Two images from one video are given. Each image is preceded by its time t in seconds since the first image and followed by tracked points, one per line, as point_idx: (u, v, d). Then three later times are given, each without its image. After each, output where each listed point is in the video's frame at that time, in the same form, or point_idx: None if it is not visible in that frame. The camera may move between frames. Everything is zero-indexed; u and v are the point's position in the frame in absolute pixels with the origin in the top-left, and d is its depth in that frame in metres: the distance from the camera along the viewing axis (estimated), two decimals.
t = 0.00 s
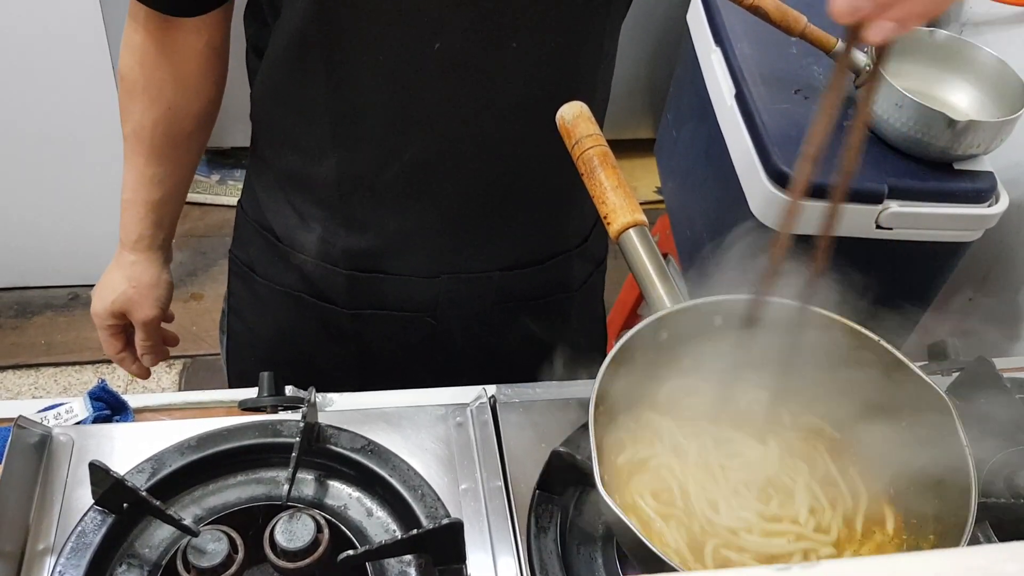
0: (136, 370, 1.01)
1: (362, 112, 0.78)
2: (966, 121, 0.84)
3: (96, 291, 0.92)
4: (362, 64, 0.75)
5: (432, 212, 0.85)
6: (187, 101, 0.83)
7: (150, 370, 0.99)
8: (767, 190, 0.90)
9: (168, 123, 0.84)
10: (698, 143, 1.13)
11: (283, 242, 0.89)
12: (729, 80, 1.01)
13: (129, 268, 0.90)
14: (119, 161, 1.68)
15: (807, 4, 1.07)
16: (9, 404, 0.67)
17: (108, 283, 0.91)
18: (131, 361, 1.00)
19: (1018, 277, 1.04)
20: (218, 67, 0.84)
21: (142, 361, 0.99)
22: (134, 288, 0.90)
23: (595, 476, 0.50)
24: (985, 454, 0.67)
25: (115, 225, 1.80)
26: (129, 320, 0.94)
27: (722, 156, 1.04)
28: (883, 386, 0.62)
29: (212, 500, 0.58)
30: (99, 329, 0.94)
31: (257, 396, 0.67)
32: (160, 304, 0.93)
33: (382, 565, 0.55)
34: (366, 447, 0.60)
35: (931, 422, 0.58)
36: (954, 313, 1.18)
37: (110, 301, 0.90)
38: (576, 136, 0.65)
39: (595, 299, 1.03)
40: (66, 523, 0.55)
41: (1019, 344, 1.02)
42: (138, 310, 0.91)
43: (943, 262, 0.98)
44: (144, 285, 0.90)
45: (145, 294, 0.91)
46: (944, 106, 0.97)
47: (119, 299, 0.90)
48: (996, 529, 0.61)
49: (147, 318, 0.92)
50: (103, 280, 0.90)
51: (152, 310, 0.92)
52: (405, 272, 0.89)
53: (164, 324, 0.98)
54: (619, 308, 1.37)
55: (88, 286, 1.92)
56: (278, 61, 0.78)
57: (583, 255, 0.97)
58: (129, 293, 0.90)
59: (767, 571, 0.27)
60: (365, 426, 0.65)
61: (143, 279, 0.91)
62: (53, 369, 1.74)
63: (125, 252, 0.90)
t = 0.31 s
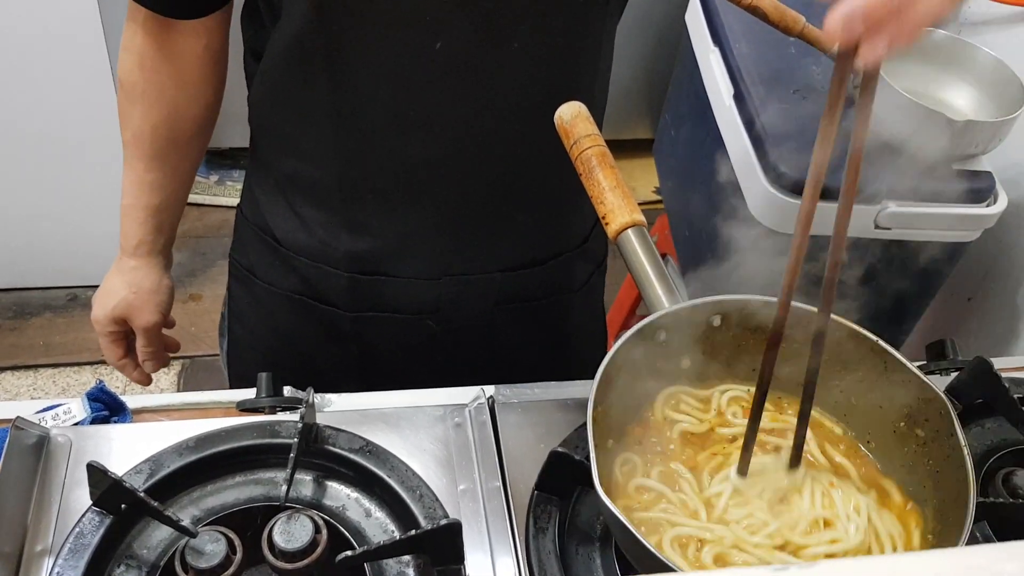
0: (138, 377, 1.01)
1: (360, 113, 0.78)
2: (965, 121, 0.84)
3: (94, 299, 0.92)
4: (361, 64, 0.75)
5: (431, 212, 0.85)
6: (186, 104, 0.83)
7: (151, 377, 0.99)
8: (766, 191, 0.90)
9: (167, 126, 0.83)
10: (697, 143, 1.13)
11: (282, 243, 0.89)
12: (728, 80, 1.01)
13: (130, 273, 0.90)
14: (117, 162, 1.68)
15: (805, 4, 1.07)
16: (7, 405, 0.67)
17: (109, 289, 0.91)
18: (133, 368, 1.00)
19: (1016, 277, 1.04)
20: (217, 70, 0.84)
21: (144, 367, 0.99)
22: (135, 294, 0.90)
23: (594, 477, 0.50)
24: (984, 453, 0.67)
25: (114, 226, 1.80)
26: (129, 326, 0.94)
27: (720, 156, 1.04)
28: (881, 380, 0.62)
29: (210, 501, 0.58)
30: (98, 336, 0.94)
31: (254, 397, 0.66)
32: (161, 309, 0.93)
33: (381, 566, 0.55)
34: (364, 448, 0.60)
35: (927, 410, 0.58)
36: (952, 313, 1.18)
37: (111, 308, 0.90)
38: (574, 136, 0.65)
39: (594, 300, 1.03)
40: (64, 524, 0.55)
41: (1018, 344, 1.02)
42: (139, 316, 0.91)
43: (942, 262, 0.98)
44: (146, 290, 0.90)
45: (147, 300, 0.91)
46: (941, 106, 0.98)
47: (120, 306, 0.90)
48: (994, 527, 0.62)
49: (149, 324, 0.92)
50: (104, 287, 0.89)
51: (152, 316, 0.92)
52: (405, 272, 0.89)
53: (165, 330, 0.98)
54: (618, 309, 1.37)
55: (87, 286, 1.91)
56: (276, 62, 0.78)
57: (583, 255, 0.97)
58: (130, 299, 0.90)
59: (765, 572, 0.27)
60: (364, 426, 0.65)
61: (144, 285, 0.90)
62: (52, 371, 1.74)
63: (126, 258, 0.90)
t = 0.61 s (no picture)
0: (131, 367, 1.02)
1: (357, 112, 0.78)
2: (962, 120, 0.85)
3: (88, 292, 0.92)
4: (358, 63, 0.75)
5: (429, 211, 0.85)
6: (179, 101, 0.83)
7: (144, 367, 1.00)
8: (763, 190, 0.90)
9: (158, 122, 0.83)
10: (695, 142, 1.13)
11: (280, 241, 0.89)
12: (725, 79, 1.02)
13: (122, 267, 0.90)
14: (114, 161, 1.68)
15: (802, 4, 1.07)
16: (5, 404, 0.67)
17: (101, 282, 0.91)
18: (126, 359, 1.00)
19: (1013, 276, 1.04)
20: (211, 67, 0.84)
21: (136, 358, 1.00)
22: (127, 287, 0.90)
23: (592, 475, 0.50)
24: (981, 451, 0.67)
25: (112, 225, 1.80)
26: (123, 318, 0.94)
27: (718, 155, 1.04)
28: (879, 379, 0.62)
29: (208, 500, 0.58)
30: (92, 329, 0.94)
31: (253, 396, 0.66)
32: (153, 303, 0.93)
33: (379, 564, 0.55)
34: (362, 447, 0.60)
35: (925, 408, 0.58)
36: (949, 312, 1.18)
37: (103, 301, 0.91)
38: (572, 135, 0.65)
39: (591, 299, 1.03)
40: (62, 523, 0.55)
41: (1014, 342, 1.02)
42: (132, 308, 0.92)
43: (939, 261, 0.98)
44: (137, 284, 0.91)
45: (139, 292, 0.91)
46: (939, 105, 0.98)
47: (112, 298, 0.91)
48: (990, 526, 0.62)
49: (141, 317, 0.92)
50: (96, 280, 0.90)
51: (145, 309, 0.93)
52: (402, 271, 0.89)
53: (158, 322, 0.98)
54: (615, 308, 1.37)
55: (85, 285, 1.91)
56: (274, 61, 0.78)
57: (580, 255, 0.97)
58: (123, 292, 0.91)
59: (763, 570, 0.27)
60: (362, 425, 0.65)
61: (136, 279, 0.91)
62: (50, 369, 1.74)
63: (117, 252, 0.90)
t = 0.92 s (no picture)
0: (133, 373, 1.01)
1: (356, 112, 0.78)
2: (962, 120, 0.85)
3: (87, 299, 0.92)
4: (357, 63, 0.75)
5: (428, 211, 0.85)
6: (177, 103, 0.83)
7: (146, 372, 0.99)
8: (763, 190, 0.90)
9: (157, 126, 0.83)
10: (694, 142, 1.13)
11: (280, 244, 0.89)
12: (725, 79, 1.02)
13: (122, 272, 0.90)
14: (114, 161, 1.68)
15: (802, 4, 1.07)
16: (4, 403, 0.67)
17: (101, 287, 0.91)
18: (127, 364, 1.00)
19: (1012, 276, 1.04)
20: (208, 68, 0.83)
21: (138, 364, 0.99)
22: (127, 292, 0.90)
23: (591, 475, 0.50)
24: (981, 452, 0.67)
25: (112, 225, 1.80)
26: (123, 324, 0.94)
27: (717, 155, 1.04)
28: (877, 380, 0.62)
29: (208, 499, 0.58)
30: (91, 336, 0.94)
31: (252, 396, 0.66)
32: (153, 308, 0.93)
33: (378, 564, 0.55)
34: (362, 447, 0.60)
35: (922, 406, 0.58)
36: (949, 312, 1.18)
37: (103, 307, 0.90)
38: (572, 135, 0.65)
39: (590, 299, 1.03)
40: (62, 523, 0.55)
41: (1014, 342, 1.02)
42: (133, 314, 0.91)
43: (939, 261, 0.98)
44: (138, 289, 0.90)
45: (139, 297, 0.91)
46: (938, 105, 0.98)
47: (113, 304, 0.90)
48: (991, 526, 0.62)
49: (142, 321, 0.92)
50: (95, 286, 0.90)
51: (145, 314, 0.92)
52: (401, 271, 0.89)
53: (158, 326, 0.98)
54: (615, 308, 1.37)
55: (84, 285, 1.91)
56: (274, 61, 0.78)
57: (579, 255, 0.97)
58: (123, 297, 0.90)
59: (761, 569, 0.27)
60: (361, 425, 0.65)
61: (136, 283, 0.90)
62: (49, 369, 1.74)
63: (116, 257, 0.90)
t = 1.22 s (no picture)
0: (131, 379, 1.01)
1: (356, 113, 0.78)
2: (960, 120, 0.85)
3: (87, 303, 0.92)
4: (356, 64, 0.75)
5: (427, 212, 0.85)
6: (177, 105, 0.83)
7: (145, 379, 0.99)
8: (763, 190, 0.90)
9: (157, 129, 0.83)
10: (694, 143, 1.13)
11: (279, 244, 0.89)
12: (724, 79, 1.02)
13: (121, 277, 0.90)
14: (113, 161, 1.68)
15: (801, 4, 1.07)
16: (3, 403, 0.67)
17: (101, 293, 0.91)
18: (126, 371, 1.00)
19: (1011, 275, 1.04)
20: (208, 71, 0.84)
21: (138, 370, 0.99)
22: (126, 298, 0.90)
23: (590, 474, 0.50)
24: (980, 451, 0.67)
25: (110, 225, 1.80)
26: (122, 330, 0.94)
27: (716, 154, 1.04)
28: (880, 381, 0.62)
29: (207, 499, 0.58)
30: (91, 342, 0.94)
31: (252, 395, 0.66)
32: (153, 314, 0.93)
33: (378, 563, 0.55)
34: (361, 446, 0.60)
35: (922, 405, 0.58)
36: (948, 312, 1.18)
37: (102, 313, 0.90)
38: (571, 135, 0.65)
39: (589, 298, 1.03)
40: (62, 522, 0.55)
41: (1013, 342, 1.02)
42: (132, 320, 0.91)
43: (938, 261, 0.98)
44: (137, 295, 0.90)
45: (139, 303, 0.91)
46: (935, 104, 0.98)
47: (112, 310, 0.90)
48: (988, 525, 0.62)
49: (142, 328, 0.92)
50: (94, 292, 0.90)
51: (145, 320, 0.92)
52: (400, 271, 0.89)
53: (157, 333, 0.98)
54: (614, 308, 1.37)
55: (83, 285, 1.91)
56: (274, 62, 0.78)
57: (579, 255, 0.97)
58: (123, 304, 0.90)
59: (761, 567, 0.27)
60: (361, 424, 0.65)
61: (136, 289, 0.90)
62: (48, 369, 1.74)
63: (116, 262, 0.90)
